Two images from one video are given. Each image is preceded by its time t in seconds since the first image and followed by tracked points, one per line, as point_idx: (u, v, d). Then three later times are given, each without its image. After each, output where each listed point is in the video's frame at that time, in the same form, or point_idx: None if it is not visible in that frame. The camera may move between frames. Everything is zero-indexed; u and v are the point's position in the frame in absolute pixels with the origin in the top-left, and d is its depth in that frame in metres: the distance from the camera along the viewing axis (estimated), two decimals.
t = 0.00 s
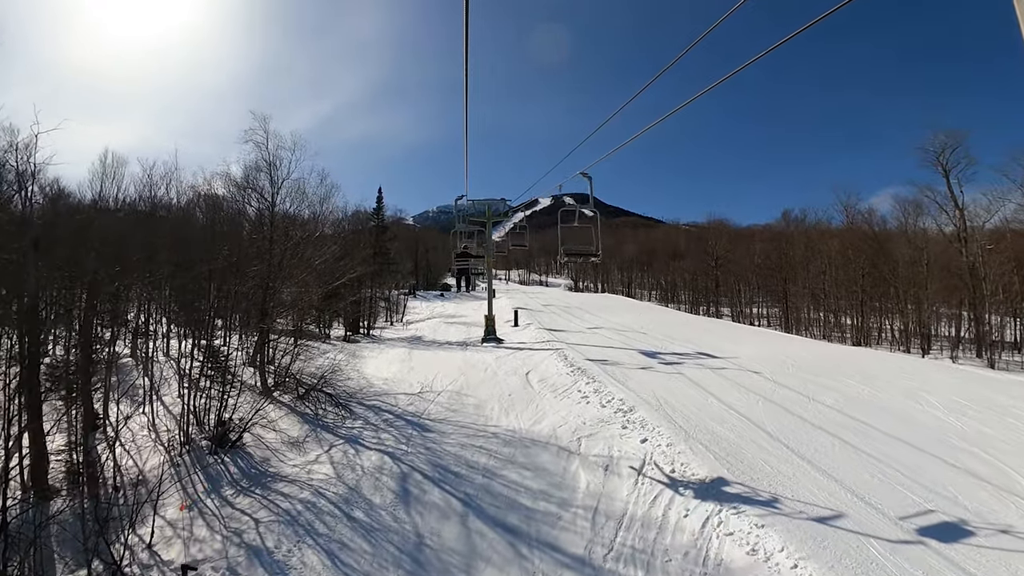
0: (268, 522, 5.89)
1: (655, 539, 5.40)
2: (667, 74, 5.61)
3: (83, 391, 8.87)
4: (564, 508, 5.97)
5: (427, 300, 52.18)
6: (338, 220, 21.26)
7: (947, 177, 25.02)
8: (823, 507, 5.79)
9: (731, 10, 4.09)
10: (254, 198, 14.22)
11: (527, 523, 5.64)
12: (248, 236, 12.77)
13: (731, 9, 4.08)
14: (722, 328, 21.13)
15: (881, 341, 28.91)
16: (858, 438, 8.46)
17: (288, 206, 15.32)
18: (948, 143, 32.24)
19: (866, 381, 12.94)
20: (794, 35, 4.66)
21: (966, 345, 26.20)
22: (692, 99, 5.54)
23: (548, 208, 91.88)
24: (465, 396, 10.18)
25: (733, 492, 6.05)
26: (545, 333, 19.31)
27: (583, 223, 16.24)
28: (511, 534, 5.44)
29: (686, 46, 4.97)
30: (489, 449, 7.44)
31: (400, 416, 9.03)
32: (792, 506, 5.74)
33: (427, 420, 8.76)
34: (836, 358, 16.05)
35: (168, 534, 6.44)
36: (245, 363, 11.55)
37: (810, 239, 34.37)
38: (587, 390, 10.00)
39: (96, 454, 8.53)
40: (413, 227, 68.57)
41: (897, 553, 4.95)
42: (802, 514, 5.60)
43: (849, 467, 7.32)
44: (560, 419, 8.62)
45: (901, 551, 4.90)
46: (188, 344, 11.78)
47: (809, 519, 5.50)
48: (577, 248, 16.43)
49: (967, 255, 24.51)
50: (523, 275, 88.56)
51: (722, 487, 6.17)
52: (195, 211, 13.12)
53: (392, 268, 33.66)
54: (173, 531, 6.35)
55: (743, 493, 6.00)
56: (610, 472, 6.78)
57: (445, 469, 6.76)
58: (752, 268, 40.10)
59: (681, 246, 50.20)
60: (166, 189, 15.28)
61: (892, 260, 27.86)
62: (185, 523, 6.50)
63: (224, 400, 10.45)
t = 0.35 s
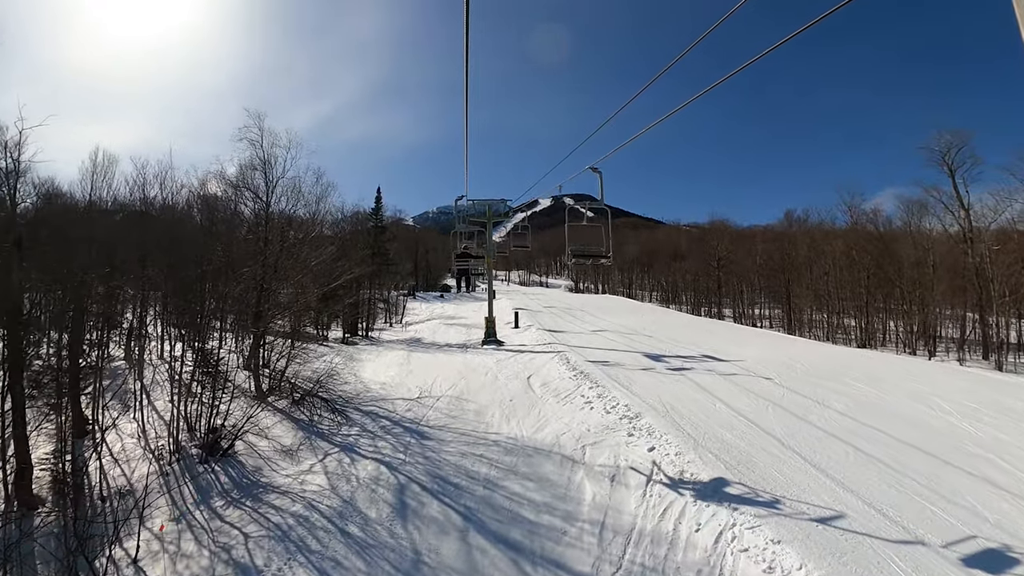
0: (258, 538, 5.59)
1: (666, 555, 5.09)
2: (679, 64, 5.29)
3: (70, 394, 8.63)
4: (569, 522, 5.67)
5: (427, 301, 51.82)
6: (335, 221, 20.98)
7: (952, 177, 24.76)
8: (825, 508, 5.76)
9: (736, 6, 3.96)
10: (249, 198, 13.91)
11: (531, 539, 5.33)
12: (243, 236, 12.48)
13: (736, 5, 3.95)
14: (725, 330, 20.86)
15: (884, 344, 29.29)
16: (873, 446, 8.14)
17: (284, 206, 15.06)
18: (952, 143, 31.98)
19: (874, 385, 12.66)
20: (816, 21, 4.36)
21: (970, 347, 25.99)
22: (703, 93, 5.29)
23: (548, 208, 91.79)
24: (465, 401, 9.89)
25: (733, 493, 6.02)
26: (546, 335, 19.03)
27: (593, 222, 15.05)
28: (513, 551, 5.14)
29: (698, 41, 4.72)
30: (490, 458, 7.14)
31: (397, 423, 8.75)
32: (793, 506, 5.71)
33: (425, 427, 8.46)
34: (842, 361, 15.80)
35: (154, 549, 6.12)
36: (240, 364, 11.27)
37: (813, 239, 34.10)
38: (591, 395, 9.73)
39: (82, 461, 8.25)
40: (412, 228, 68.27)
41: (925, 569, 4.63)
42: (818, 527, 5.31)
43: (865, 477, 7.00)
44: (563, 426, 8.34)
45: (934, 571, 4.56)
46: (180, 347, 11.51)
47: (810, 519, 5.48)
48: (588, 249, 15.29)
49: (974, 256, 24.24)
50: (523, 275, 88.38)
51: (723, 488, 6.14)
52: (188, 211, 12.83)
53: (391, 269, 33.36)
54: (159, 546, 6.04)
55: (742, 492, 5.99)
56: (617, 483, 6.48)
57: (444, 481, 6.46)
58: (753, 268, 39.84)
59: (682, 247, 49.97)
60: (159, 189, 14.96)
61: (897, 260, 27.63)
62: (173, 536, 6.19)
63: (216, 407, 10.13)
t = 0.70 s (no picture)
0: (247, 555, 5.30)
1: (678, 574, 4.78)
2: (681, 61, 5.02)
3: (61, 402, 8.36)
4: (575, 537, 5.37)
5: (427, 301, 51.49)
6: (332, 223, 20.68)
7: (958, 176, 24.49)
8: (825, 508, 5.76)
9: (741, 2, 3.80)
10: (243, 197, 13.59)
11: (535, 556, 5.03)
12: (238, 236, 12.19)
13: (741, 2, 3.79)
14: (730, 330, 20.58)
15: (886, 343, 29.38)
16: (889, 454, 7.83)
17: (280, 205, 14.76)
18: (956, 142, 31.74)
19: (885, 388, 12.38)
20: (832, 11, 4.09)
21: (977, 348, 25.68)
22: (708, 88, 5.07)
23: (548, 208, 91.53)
24: (465, 406, 9.60)
25: (734, 492, 5.99)
26: (548, 336, 18.75)
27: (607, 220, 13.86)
28: (517, 570, 4.84)
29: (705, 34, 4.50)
30: (491, 467, 6.85)
31: (395, 429, 8.47)
32: (795, 508, 5.67)
33: (424, 434, 8.18)
34: (849, 362, 15.52)
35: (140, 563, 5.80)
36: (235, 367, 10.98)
37: (817, 238, 33.78)
38: (595, 400, 9.45)
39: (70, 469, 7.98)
40: (412, 227, 67.98)
41: None
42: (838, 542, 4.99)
43: (882, 486, 6.69)
44: (568, 432, 8.06)
45: None
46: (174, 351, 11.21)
47: (813, 519, 5.46)
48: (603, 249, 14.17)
49: (980, 256, 23.95)
50: (523, 275, 88.10)
51: (724, 488, 6.11)
52: (181, 210, 12.54)
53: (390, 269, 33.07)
54: (144, 560, 5.73)
55: (744, 492, 5.96)
56: (624, 494, 6.20)
57: (444, 492, 6.17)
58: (756, 268, 39.55)
59: (684, 246, 49.72)
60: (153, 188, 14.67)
61: (901, 259, 27.41)
62: (160, 550, 5.88)
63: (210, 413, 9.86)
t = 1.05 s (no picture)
0: (234, 572, 5.01)
1: None
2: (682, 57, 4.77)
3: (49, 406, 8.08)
4: (582, 553, 5.07)
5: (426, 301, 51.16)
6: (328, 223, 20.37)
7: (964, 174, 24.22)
8: (827, 508, 5.73)
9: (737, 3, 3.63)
10: (237, 195, 13.29)
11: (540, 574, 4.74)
12: (232, 236, 11.91)
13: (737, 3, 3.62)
14: (734, 331, 20.30)
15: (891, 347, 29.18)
16: (905, 462, 7.53)
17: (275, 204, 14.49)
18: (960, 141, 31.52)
19: (895, 391, 12.10)
20: (846, 1, 3.85)
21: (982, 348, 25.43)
22: (710, 87, 4.86)
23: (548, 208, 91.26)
24: (465, 411, 9.31)
25: (736, 491, 5.94)
26: (549, 337, 18.45)
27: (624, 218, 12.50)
28: None
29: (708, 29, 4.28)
30: (492, 477, 6.56)
31: (392, 436, 8.18)
32: (796, 507, 5.63)
33: (422, 441, 7.89)
34: (856, 364, 15.24)
35: None
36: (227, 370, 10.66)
37: (820, 238, 33.59)
38: (598, 404, 9.18)
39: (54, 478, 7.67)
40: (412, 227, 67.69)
41: None
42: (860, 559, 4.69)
43: (899, 496, 6.40)
44: (571, 439, 7.78)
45: None
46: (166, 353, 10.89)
47: (814, 519, 5.43)
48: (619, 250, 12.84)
49: (986, 255, 23.70)
50: (523, 275, 87.82)
51: (725, 487, 6.07)
52: (174, 209, 12.23)
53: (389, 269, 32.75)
54: None
55: (745, 492, 5.92)
56: (632, 505, 5.91)
57: (442, 505, 5.88)
58: (758, 268, 39.30)
59: (685, 246, 49.43)
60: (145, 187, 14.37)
61: (907, 259, 27.11)
62: (145, 565, 5.57)
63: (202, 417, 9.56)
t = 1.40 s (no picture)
0: None
1: None
2: (686, 58, 4.52)
3: (34, 414, 7.80)
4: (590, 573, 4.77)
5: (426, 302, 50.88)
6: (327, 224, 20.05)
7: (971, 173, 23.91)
8: (828, 507, 5.66)
9: None
10: (232, 195, 13.00)
11: None
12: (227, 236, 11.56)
13: None
14: (739, 332, 20.00)
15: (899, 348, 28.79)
16: (924, 471, 7.21)
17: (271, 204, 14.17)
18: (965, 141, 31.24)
19: (906, 394, 11.80)
20: None
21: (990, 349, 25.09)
22: (714, 87, 4.61)
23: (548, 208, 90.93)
24: (466, 418, 9.03)
25: (735, 490, 5.92)
26: (551, 339, 18.15)
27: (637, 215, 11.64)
28: None
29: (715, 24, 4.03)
30: (494, 489, 6.27)
31: (390, 444, 7.89)
32: (799, 507, 5.57)
33: (421, 449, 7.60)
34: (865, 366, 14.94)
35: None
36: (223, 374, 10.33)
37: (824, 238, 33.30)
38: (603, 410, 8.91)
39: (38, 489, 7.39)
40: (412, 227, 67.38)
41: None
42: None
43: (917, 505, 6.14)
44: (576, 447, 7.50)
45: None
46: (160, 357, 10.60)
47: (815, 519, 5.37)
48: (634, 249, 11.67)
49: (994, 256, 23.40)
50: (524, 275, 87.53)
51: (725, 486, 6.04)
52: (168, 209, 11.93)
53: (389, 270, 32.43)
54: None
55: (745, 492, 5.89)
56: (641, 519, 5.63)
57: (442, 519, 5.58)
58: (761, 268, 39.00)
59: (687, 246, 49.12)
60: (140, 187, 14.09)
61: (913, 259, 26.80)
62: None
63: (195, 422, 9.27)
